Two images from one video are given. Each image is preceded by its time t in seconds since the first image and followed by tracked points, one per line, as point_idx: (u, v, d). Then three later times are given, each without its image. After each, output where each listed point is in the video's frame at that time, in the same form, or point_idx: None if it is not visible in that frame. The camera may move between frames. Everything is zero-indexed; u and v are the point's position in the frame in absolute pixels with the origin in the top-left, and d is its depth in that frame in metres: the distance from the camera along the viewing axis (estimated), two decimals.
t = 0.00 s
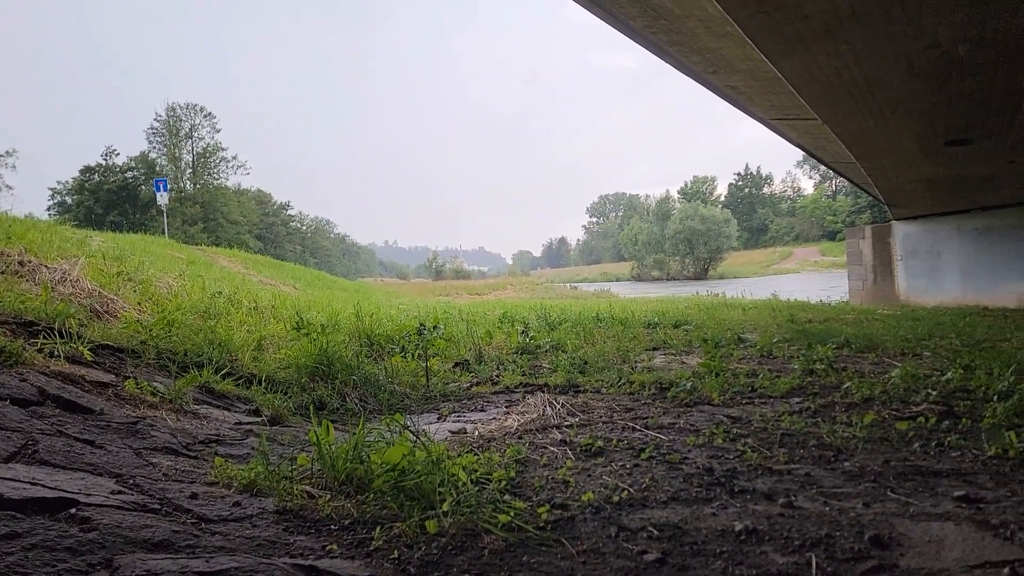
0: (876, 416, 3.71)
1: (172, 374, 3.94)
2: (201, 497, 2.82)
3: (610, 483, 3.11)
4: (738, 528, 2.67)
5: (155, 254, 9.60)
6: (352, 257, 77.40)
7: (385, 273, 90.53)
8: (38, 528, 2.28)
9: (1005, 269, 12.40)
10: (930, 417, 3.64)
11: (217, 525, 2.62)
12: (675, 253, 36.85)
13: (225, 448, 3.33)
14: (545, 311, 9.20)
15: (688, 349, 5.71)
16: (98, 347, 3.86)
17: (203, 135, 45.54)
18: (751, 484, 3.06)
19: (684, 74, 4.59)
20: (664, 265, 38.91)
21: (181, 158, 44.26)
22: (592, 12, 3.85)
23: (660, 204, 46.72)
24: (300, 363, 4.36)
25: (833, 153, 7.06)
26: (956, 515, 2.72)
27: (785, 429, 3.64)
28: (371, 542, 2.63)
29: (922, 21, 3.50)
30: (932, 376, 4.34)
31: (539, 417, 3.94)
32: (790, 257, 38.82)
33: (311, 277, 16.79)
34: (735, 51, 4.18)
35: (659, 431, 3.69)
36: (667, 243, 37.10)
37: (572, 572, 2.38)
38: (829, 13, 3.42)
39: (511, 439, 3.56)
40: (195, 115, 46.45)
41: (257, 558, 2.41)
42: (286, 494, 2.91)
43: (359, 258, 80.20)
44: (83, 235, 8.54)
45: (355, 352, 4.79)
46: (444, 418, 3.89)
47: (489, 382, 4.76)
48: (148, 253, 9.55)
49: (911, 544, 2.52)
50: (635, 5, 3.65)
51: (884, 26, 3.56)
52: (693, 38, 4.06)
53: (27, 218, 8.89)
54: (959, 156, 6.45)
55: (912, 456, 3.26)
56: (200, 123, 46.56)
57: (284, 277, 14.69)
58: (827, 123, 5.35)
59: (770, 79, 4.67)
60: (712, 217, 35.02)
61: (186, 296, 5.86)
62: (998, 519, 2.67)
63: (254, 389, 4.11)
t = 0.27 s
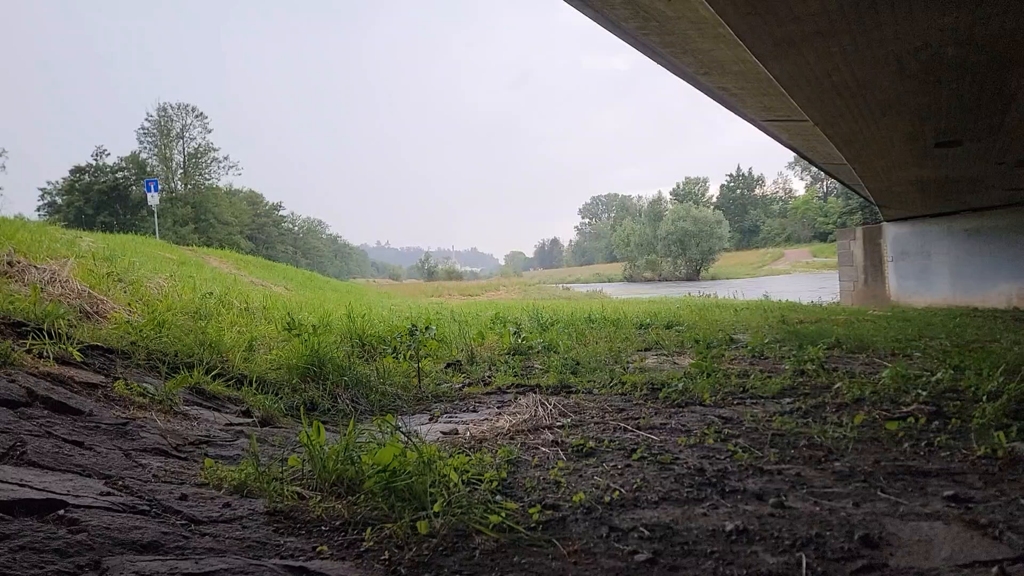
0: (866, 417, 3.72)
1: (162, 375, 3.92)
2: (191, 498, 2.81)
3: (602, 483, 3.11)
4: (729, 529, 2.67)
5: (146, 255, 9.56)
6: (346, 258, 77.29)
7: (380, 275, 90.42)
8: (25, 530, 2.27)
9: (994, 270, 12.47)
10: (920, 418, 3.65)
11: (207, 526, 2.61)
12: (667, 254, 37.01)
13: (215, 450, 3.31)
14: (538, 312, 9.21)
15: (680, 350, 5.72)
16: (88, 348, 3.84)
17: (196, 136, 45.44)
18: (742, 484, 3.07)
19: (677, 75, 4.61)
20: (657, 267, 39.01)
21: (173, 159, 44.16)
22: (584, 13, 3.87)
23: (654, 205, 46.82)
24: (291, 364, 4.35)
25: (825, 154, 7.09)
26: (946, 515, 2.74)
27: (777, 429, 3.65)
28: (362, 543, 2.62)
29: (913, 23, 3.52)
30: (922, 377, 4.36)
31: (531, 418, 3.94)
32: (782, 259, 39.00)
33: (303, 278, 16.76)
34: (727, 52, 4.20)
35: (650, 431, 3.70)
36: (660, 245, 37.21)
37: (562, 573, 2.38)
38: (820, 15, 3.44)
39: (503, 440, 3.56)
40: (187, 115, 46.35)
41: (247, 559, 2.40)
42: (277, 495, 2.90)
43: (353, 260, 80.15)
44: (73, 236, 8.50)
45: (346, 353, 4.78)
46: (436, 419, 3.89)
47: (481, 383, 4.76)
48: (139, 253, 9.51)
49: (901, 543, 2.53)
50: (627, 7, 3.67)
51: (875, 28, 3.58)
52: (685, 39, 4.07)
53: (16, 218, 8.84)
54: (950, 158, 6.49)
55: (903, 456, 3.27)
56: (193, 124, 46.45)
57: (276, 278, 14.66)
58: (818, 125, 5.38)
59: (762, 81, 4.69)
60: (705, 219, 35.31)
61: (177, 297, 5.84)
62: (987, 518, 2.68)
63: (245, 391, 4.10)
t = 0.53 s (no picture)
0: (857, 418, 3.74)
1: (153, 377, 3.90)
2: (181, 501, 2.80)
3: (593, 485, 3.11)
4: (720, 530, 2.68)
5: (136, 257, 9.52)
6: (340, 260, 77.21)
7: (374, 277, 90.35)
8: (13, 532, 2.25)
9: (984, 271, 12.48)
10: (910, 419, 3.67)
11: (197, 529, 2.60)
12: (660, 256, 37.11)
13: (205, 452, 3.30)
14: (531, 314, 9.21)
15: (671, 351, 5.73)
16: (77, 350, 3.82)
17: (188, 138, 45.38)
18: (733, 485, 3.07)
19: (670, 78, 4.62)
20: (650, 268, 39.11)
21: (164, 160, 44.07)
22: (577, 15, 3.88)
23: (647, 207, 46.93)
24: (283, 366, 4.33)
25: (817, 156, 7.12)
26: (936, 515, 2.75)
27: (768, 430, 3.66)
28: (352, 545, 2.61)
29: (903, 26, 3.54)
30: (912, 378, 4.38)
31: (522, 420, 3.94)
32: (774, 261, 39.17)
33: (295, 280, 16.74)
34: (720, 54, 4.21)
35: (642, 433, 3.70)
36: (654, 246, 37.31)
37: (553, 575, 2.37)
38: (811, 17, 3.46)
39: (494, 442, 3.55)
40: (178, 116, 46.26)
41: (236, 562, 2.39)
42: (267, 498, 2.89)
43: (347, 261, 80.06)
44: (63, 237, 8.47)
45: (338, 355, 4.77)
46: (427, 420, 3.88)
47: (472, 384, 4.75)
48: (130, 255, 9.48)
49: (891, 544, 2.54)
50: (619, 9, 3.68)
51: (866, 30, 3.60)
52: (677, 41, 4.08)
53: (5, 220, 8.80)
54: (941, 160, 6.53)
55: (893, 456, 3.28)
56: (185, 126, 46.38)
57: (268, 280, 14.63)
58: (810, 127, 5.41)
59: (754, 83, 4.71)
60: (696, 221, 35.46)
61: (168, 298, 5.82)
62: (977, 519, 2.69)
63: (236, 393, 4.08)
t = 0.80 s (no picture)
0: (848, 418, 3.75)
1: (143, 379, 3.88)
2: (171, 503, 2.78)
3: (585, 486, 3.11)
4: (712, 530, 2.68)
5: (128, 258, 9.48)
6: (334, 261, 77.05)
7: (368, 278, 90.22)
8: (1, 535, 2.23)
9: (975, 273, 12.48)
10: (901, 419, 3.68)
11: (187, 531, 2.58)
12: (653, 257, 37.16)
13: (196, 453, 3.29)
14: (523, 315, 9.20)
15: (664, 352, 5.74)
16: (68, 351, 3.79)
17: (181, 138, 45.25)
18: (725, 486, 3.08)
19: (663, 79, 4.63)
20: (643, 270, 39.03)
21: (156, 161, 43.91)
22: (570, 16, 3.89)
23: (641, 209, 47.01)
24: (274, 367, 4.32)
25: (810, 158, 7.15)
26: (926, 515, 2.76)
27: (759, 431, 3.67)
28: (344, 547, 2.61)
29: (894, 28, 3.56)
30: (903, 379, 4.39)
31: (515, 421, 3.93)
32: (767, 262, 39.31)
33: (287, 281, 16.68)
34: (712, 56, 4.23)
35: (634, 434, 3.70)
36: (647, 248, 37.38)
37: None
38: (803, 20, 3.47)
39: (486, 443, 3.55)
40: (170, 117, 46.11)
41: (227, 564, 2.38)
42: (258, 499, 2.88)
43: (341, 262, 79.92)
44: (54, 238, 8.42)
45: (330, 356, 4.75)
46: (419, 422, 3.87)
47: (465, 385, 4.74)
48: (121, 255, 9.43)
49: (881, 544, 2.55)
50: (612, 10, 3.69)
51: (857, 33, 3.62)
52: (669, 42, 4.10)
53: None
54: (932, 162, 6.57)
55: (884, 457, 3.29)
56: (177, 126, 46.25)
57: (259, 281, 14.58)
58: (803, 129, 5.43)
59: (746, 85, 4.72)
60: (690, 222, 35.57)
61: (159, 299, 5.79)
62: (967, 519, 2.70)
63: (227, 394, 4.07)
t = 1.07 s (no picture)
0: (842, 419, 3.76)
1: (135, 381, 3.86)
2: (163, 505, 2.77)
3: (579, 487, 3.11)
4: (705, 532, 2.68)
5: (119, 258, 9.43)
6: (328, 261, 76.96)
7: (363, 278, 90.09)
8: None
9: (966, 273, 12.46)
10: (893, 420, 3.70)
11: (178, 534, 2.57)
12: (646, 257, 37.26)
13: (188, 455, 3.27)
14: (518, 316, 9.19)
15: (658, 353, 5.74)
16: (58, 353, 3.77)
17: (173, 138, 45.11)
18: (718, 487, 3.08)
19: (657, 80, 4.64)
20: (637, 270, 38.59)
21: (148, 161, 43.76)
22: (564, 17, 3.89)
23: (635, 209, 47.12)
24: (267, 369, 4.30)
25: (803, 159, 7.17)
26: (918, 516, 2.77)
27: (752, 432, 3.68)
28: (336, 549, 2.60)
29: (887, 30, 3.58)
30: (896, 380, 4.41)
31: (509, 422, 3.93)
32: (760, 263, 39.47)
33: (280, 281, 16.63)
34: (706, 58, 4.24)
35: (628, 435, 3.70)
36: (640, 248, 37.47)
37: None
38: (795, 22, 3.48)
39: (480, 444, 3.54)
40: (162, 117, 45.95)
41: (219, 566, 2.37)
42: (250, 501, 2.87)
43: (335, 263, 79.87)
44: (45, 238, 8.36)
45: (323, 357, 4.74)
46: (413, 423, 3.86)
47: (459, 387, 4.73)
48: (112, 256, 9.38)
49: (874, 545, 2.55)
50: (605, 11, 3.70)
51: (850, 35, 3.63)
52: (663, 44, 4.10)
53: None
54: (925, 164, 6.61)
55: (876, 458, 3.30)
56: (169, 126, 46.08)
57: (252, 281, 14.54)
58: (796, 130, 5.45)
59: (739, 86, 4.74)
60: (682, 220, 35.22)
61: (151, 300, 5.76)
62: (959, 520, 2.71)
63: (219, 395, 4.05)
